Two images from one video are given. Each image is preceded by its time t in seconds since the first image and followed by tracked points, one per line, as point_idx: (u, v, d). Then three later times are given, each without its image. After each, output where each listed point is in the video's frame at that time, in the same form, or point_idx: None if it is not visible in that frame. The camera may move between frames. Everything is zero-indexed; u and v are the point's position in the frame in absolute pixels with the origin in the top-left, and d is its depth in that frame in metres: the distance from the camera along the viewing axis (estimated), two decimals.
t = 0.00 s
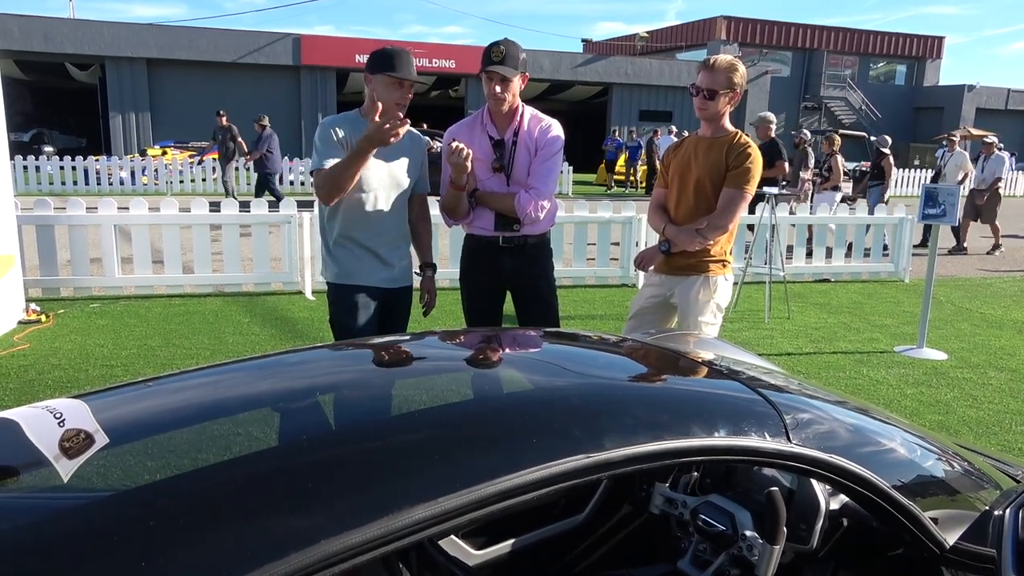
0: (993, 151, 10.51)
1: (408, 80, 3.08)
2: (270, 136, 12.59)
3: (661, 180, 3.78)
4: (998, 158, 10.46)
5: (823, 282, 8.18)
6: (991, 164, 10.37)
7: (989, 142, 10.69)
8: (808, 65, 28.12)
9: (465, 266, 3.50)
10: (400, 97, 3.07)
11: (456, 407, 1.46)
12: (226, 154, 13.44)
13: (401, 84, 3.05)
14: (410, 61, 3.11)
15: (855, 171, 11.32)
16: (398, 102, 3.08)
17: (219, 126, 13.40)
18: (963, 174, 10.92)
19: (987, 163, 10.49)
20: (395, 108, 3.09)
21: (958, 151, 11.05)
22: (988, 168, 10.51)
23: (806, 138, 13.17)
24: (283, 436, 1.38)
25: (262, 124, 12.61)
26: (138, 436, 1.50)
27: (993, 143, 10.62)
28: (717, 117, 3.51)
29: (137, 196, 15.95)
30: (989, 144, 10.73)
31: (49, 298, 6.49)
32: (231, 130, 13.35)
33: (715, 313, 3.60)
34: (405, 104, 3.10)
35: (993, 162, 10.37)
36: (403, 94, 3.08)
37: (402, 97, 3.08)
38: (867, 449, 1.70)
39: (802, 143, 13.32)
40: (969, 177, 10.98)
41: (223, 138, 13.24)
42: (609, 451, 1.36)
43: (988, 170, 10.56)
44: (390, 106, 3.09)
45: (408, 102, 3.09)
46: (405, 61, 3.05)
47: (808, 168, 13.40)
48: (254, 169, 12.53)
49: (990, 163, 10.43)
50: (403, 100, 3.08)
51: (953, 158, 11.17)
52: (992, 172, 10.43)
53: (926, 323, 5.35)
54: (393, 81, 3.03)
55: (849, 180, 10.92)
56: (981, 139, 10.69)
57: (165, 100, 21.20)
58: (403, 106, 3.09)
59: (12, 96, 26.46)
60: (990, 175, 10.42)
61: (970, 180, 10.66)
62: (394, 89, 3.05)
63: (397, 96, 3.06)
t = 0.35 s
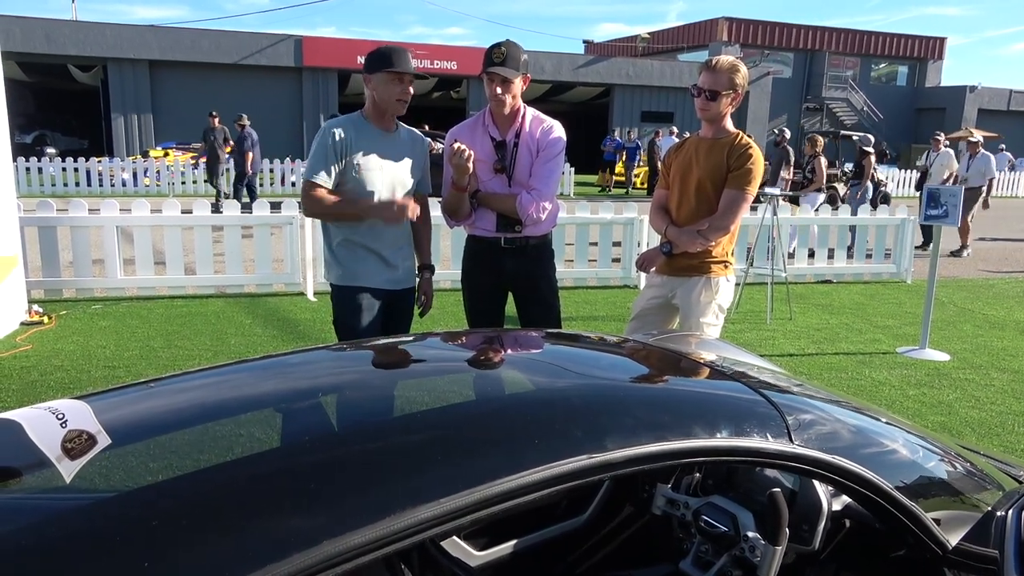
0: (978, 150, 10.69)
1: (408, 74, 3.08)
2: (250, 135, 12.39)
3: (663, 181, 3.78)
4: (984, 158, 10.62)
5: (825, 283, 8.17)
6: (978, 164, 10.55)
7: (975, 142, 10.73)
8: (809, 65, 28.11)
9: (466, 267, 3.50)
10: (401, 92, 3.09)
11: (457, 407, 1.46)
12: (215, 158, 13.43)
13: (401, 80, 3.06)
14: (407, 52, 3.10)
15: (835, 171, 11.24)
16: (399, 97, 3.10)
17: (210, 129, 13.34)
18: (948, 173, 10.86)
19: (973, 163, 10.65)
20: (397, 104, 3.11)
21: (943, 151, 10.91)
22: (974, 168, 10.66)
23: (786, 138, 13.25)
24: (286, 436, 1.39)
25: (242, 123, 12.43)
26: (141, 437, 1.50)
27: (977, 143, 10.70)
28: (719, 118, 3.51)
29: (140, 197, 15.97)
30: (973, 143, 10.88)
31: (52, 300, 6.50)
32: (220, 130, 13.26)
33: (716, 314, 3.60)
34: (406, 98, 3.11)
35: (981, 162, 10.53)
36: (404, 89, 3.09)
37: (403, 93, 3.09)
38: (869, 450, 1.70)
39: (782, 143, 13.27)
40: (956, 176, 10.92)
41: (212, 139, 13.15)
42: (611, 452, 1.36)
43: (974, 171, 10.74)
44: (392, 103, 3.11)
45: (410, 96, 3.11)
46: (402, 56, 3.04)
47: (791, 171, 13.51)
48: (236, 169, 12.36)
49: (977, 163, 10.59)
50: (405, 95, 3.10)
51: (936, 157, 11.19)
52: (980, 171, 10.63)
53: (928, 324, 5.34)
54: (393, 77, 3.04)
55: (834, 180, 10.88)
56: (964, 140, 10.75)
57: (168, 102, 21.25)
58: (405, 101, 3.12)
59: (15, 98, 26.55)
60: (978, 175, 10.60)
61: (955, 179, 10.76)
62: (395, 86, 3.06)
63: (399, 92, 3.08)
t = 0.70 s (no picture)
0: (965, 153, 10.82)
1: (408, 77, 3.09)
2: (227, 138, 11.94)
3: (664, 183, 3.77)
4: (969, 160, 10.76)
5: (827, 284, 8.16)
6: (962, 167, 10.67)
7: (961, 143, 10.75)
8: (811, 67, 28.11)
9: (467, 269, 3.50)
10: (401, 96, 3.10)
11: (459, 408, 1.46)
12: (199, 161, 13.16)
13: (400, 82, 3.07)
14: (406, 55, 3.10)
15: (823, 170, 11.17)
16: (400, 100, 3.10)
17: (196, 129, 12.91)
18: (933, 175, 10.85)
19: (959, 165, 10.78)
20: (398, 107, 3.11)
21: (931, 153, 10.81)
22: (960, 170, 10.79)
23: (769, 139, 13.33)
24: (287, 437, 1.39)
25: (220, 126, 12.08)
26: (142, 438, 1.50)
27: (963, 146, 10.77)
28: (720, 120, 3.51)
29: (142, 198, 15.99)
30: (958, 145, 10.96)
31: (54, 301, 6.50)
32: (207, 130, 12.82)
33: (718, 316, 3.60)
34: (406, 102, 3.12)
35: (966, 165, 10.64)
36: (403, 92, 3.10)
37: (403, 96, 3.10)
38: (871, 451, 1.70)
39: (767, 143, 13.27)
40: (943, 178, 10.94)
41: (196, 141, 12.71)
42: (611, 452, 1.36)
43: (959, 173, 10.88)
44: (392, 106, 3.11)
45: (410, 98, 3.12)
46: (401, 59, 3.04)
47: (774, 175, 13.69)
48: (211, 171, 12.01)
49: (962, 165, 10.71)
50: (405, 98, 3.11)
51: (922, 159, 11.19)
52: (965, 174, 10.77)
53: (930, 325, 5.34)
54: (392, 80, 3.05)
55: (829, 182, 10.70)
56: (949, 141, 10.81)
57: (170, 104, 21.27)
58: (405, 103, 3.12)
59: (18, 100, 26.61)
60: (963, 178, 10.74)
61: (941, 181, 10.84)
62: (394, 88, 3.07)
63: (399, 96, 3.09)
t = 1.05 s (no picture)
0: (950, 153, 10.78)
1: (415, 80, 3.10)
2: (207, 139, 11.60)
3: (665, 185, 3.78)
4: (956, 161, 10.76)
5: (828, 287, 8.15)
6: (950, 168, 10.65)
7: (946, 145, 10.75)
8: (813, 69, 28.12)
9: (469, 271, 3.51)
10: (409, 99, 3.11)
11: (460, 410, 1.46)
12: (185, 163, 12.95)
13: (408, 86, 3.08)
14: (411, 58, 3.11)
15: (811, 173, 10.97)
16: (408, 103, 3.12)
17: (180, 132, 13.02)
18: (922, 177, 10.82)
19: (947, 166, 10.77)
20: (406, 109, 3.13)
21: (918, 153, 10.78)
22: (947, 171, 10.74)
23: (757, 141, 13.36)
24: (289, 438, 1.39)
25: (201, 128, 11.90)
26: (145, 439, 1.51)
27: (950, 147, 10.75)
28: (721, 122, 3.51)
29: (144, 200, 16.01)
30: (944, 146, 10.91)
31: (55, 302, 6.50)
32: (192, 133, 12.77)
33: (720, 318, 3.61)
34: (414, 104, 3.13)
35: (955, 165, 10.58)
36: (411, 95, 3.11)
37: (411, 98, 3.11)
38: (872, 453, 1.70)
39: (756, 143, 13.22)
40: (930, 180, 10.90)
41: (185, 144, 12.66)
42: (612, 454, 1.36)
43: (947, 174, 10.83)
44: (399, 109, 3.12)
45: (418, 101, 3.13)
46: (406, 62, 3.06)
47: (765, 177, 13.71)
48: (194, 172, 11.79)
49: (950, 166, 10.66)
50: (413, 100, 3.12)
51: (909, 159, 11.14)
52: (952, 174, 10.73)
53: (932, 327, 5.34)
54: (399, 84, 3.06)
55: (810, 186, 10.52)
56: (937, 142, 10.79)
57: (172, 106, 21.30)
58: (414, 106, 3.13)
59: (21, 101, 26.64)
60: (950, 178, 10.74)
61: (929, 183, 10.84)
62: (402, 92, 3.08)
63: (406, 98, 3.10)
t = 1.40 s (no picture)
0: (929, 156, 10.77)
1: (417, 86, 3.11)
2: (189, 141, 11.57)
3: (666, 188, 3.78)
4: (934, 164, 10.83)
5: (828, 289, 8.16)
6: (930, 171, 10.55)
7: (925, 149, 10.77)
8: (813, 72, 28.15)
9: (470, 273, 3.51)
10: (410, 104, 3.12)
11: (461, 411, 1.46)
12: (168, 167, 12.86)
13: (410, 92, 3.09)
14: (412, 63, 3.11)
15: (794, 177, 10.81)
16: (409, 109, 3.14)
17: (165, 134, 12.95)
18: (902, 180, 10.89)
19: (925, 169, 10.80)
20: (407, 115, 3.15)
21: (897, 156, 10.89)
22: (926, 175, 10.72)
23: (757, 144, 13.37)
24: (290, 440, 1.39)
25: (181, 129, 11.80)
26: (146, 441, 1.51)
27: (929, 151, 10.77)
28: (722, 125, 3.51)
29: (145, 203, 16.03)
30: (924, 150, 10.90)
31: (57, 305, 6.50)
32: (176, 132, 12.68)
33: (720, 320, 3.61)
34: (415, 110, 3.15)
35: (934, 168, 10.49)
36: (412, 101, 3.12)
37: (412, 104, 3.13)
38: (873, 455, 1.70)
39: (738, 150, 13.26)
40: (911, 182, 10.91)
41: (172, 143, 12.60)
42: (613, 456, 1.36)
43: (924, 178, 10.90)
44: (400, 113, 3.14)
45: (419, 107, 3.15)
46: (408, 68, 3.06)
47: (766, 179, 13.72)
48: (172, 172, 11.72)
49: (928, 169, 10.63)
50: (414, 106, 3.14)
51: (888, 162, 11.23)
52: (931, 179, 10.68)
53: (933, 329, 5.33)
54: (402, 90, 3.06)
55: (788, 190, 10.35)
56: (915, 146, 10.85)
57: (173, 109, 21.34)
58: (414, 112, 3.16)
59: (22, 104, 26.68)
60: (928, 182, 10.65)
61: (909, 187, 10.94)
62: (404, 98, 3.09)
63: (408, 104, 3.11)
